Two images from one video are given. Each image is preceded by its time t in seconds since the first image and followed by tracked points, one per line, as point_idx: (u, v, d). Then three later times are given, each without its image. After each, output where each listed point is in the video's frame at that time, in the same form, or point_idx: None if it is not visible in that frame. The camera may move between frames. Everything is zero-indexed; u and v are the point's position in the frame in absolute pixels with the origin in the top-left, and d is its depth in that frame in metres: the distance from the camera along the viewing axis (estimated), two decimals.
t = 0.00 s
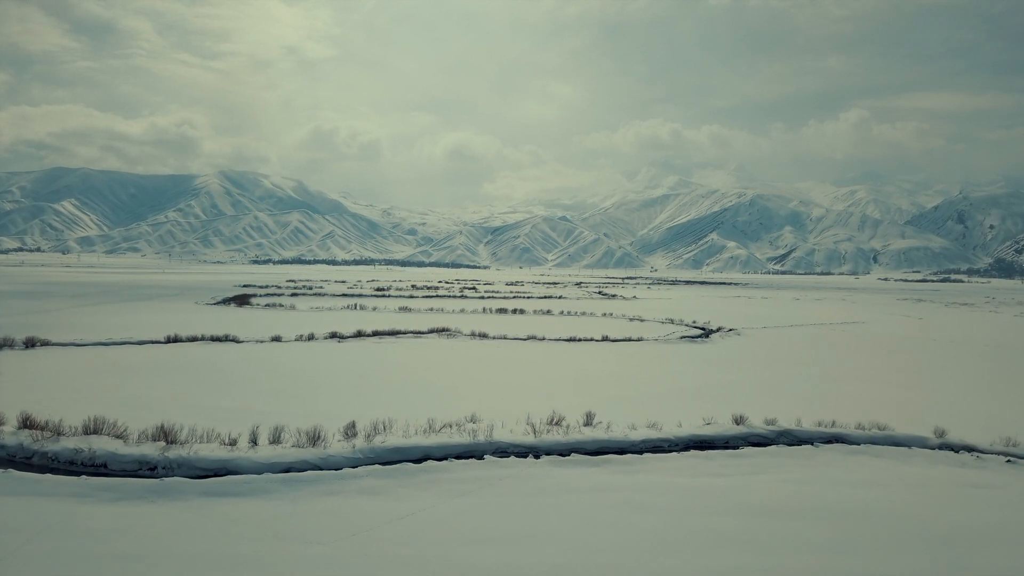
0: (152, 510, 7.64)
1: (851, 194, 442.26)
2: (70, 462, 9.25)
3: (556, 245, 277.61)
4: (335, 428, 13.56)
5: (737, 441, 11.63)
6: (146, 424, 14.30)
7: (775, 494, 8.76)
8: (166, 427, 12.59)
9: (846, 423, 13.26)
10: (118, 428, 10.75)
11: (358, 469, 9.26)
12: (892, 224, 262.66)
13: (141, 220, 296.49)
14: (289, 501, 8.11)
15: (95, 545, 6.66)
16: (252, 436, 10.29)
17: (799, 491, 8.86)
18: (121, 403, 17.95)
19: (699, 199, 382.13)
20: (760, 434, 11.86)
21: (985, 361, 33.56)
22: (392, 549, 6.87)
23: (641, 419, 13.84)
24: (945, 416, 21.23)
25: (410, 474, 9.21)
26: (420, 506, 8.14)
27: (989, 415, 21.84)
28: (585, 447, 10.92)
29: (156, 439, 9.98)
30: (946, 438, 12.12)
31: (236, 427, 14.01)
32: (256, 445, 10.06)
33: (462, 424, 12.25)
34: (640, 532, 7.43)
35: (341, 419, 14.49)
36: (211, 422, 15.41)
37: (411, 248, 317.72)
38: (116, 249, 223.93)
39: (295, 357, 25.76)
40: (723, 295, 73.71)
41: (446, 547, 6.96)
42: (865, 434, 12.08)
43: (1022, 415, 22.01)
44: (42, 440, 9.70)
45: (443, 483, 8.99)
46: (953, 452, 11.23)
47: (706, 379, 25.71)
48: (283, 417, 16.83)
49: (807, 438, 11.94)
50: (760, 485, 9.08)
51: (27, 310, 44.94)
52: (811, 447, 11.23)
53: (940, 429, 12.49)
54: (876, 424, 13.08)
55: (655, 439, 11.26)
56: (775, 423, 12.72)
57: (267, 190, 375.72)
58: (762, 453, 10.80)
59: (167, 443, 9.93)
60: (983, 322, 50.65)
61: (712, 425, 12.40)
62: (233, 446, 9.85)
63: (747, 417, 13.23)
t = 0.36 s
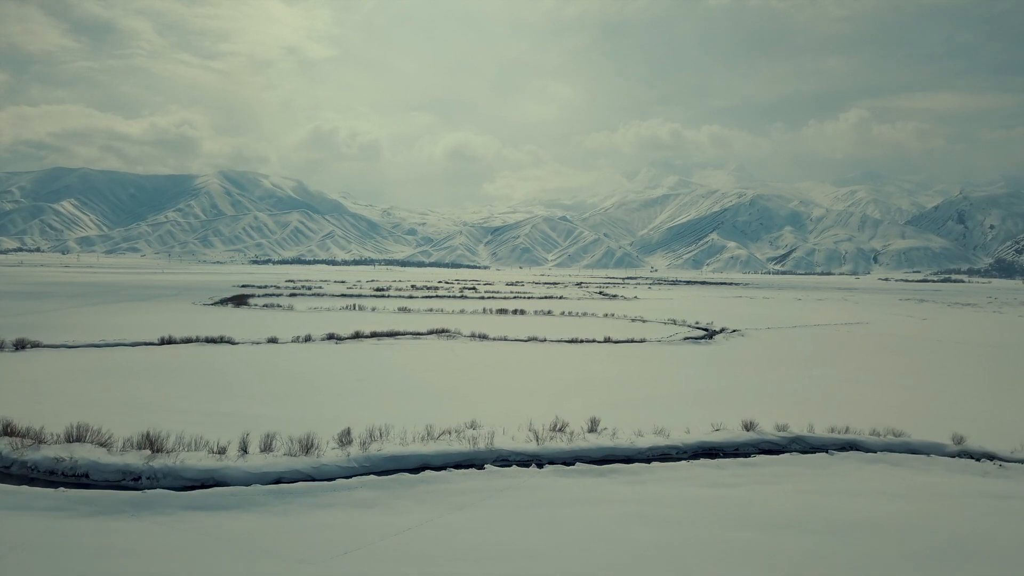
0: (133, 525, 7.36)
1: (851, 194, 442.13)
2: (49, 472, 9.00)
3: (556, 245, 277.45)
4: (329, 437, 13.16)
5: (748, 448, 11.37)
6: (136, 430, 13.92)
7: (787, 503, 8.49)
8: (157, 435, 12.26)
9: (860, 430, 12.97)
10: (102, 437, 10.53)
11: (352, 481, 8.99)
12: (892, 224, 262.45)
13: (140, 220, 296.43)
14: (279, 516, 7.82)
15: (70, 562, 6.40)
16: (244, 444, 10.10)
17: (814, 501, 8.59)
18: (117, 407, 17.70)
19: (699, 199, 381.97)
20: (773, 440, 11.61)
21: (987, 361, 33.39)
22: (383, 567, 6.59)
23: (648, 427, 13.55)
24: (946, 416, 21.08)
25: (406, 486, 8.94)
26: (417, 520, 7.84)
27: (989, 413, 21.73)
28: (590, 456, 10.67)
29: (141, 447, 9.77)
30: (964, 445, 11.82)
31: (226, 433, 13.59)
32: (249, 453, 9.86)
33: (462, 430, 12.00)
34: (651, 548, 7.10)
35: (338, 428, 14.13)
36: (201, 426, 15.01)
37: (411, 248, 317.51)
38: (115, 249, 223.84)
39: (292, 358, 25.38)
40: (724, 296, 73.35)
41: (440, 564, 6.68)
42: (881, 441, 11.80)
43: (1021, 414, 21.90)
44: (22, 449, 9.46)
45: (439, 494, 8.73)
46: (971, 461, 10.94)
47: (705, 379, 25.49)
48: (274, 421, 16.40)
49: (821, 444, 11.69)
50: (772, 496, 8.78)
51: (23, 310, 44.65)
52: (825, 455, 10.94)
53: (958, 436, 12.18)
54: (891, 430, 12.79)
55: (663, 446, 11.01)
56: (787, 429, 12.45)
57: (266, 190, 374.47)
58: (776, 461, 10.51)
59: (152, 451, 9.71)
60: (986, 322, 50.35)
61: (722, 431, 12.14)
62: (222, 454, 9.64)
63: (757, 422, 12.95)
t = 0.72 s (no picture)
0: (116, 542, 7.15)
1: (851, 194, 441.95)
2: (29, 482, 8.80)
3: (556, 245, 277.30)
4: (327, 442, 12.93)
5: (758, 456, 11.14)
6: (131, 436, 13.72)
7: (802, 516, 8.20)
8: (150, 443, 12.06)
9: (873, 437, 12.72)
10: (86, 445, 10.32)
11: (345, 493, 8.74)
12: (892, 224, 262.33)
13: (140, 220, 296.24)
14: (267, 532, 7.55)
15: None
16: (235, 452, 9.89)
17: (829, 514, 8.31)
18: (112, 409, 17.47)
19: (699, 199, 381.89)
20: (785, 447, 11.37)
21: (988, 362, 33.26)
22: None
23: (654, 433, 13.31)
24: (946, 417, 20.97)
25: (402, 498, 8.70)
26: (413, 536, 7.55)
27: (989, 414, 21.64)
28: (596, 464, 10.43)
29: (125, 456, 9.56)
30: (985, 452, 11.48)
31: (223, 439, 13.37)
32: (239, 462, 9.66)
33: (462, 437, 11.77)
34: (654, 563, 6.90)
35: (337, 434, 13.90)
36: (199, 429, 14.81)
37: (411, 248, 317.29)
38: (115, 249, 223.53)
39: (291, 360, 25.09)
40: (725, 296, 72.94)
41: None
42: (897, 448, 11.50)
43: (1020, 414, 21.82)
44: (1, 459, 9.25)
45: (434, 506, 8.49)
46: (990, 469, 10.63)
47: (704, 379, 25.40)
48: (276, 423, 16.22)
49: (836, 452, 11.44)
50: (784, 509, 8.51)
51: (20, 311, 44.38)
52: (838, 464, 10.64)
53: (978, 443, 11.86)
54: (908, 437, 12.48)
55: (671, 454, 10.80)
56: (800, 436, 12.19)
57: (266, 190, 374.43)
58: (790, 470, 10.24)
59: (135, 460, 9.50)
60: (988, 322, 50.13)
61: (731, 438, 11.91)
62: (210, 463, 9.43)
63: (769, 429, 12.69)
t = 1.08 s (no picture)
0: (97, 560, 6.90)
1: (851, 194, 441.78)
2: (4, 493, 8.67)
3: (556, 245, 276.99)
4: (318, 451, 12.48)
5: (770, 465, 10.92)
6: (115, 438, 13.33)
7: (821, 532, 7.89)
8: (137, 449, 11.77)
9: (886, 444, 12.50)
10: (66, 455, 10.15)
11: (339, 506, 8.55)
12: (892, 224, 262.18)
13: (139, 220, 295.80)
14: (254, 550, 7.29)
15: None
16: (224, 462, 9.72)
17: (844, 529, 8.03)
18: (107, 411, 17.21)
19: (699, 199, 381.75)
20: (797, 456, 11.16)
21: (988, 361, 33.09)
22: None
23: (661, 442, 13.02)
24: (946, 416, 20.87)
25: (398, 512, 8.45)
26: (409, 554, 7.27)
27: (988, 413, 21.55)
28: (601, 474, 10.22)
29: (106, 465, 9.42)
30: (1004, 460, 11.21)
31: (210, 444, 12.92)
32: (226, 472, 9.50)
33: (461, 445, 11.56)
34: None
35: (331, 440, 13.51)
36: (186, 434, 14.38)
37: (410, 248, 316.94)
38: (114, 249, 223.00)
39: (287, 361, 24.71)
40: (726, 296, 72.51)
41: None
42: (913, 456, 11.25)
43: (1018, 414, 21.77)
44: None
45: (431, 520, 8.26)
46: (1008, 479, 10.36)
47: (704, 378, 25.31)
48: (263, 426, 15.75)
49: (850, 460, 11.24)
50: (792, 522, 8.26)
51: (14, 311, 43.92)
52: (848, 473, 10.38)
53: (997, 450, 11.58)
54: (925, 444, 12.22)
55: (679, 463, 10.58)
56: (814, 443, 11.97)
57: (266, 190, 374.07)
58: (806, 481, 9.97)
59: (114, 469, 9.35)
60: (990, 322, 49.85)
61: (741, 445, 11.69)
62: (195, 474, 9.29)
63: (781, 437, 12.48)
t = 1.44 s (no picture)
0: None
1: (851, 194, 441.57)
2: None
3: (556, 245, 276.51)
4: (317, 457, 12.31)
5: (783, 473, 10.68)
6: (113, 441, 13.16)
7: (840, 549, 7.61)
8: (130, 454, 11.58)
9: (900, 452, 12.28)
10: (46, 464, 10.24)
11: (330, 522, 8.37)
12: (892, 224, 261.88)
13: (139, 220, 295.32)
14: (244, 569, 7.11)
15: None
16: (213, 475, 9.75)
17: (856, 545, 7.79)
18: (105, 412, 16.97)
19: (699, 198, 381.49)
20: (811, 464, 10.92)
21: (991, 361, 32.89)
22: None
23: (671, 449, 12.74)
24: (948, 417, 20.73)
25: (394, 529, 8.21)
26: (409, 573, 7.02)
27: (991, 414, 21.43)
28: (607, 485, 9.98)
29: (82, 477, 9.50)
30: None
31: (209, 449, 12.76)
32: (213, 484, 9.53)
33: (461, 454, 11.38)
34: None
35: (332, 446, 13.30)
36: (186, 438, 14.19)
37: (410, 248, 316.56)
38: (113, 249, 222.49)
39: (287, 362, 24.44)
40: (728, 296, 72.07)
41: None
42: (933, 465, 11.01)
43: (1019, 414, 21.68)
44: None
45: (428, 536, 8.04)
46: None
47: (706, 379, 25.07)
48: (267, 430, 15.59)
49: (867, 469, 11.00)
50: (802, 537, 8.01)
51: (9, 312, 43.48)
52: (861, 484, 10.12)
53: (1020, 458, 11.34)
54: (946, 452, 11.97)
55: (690, 473, 10.36)
56: (830, 451, 11.72)
57: (266, 190, 373.72)
58: (825, 494, 9.68)
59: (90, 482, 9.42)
60: (995, 322, 49.51)
61: (754, 454, 11.45)
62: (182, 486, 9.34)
63: (795, 444, 12.22)
